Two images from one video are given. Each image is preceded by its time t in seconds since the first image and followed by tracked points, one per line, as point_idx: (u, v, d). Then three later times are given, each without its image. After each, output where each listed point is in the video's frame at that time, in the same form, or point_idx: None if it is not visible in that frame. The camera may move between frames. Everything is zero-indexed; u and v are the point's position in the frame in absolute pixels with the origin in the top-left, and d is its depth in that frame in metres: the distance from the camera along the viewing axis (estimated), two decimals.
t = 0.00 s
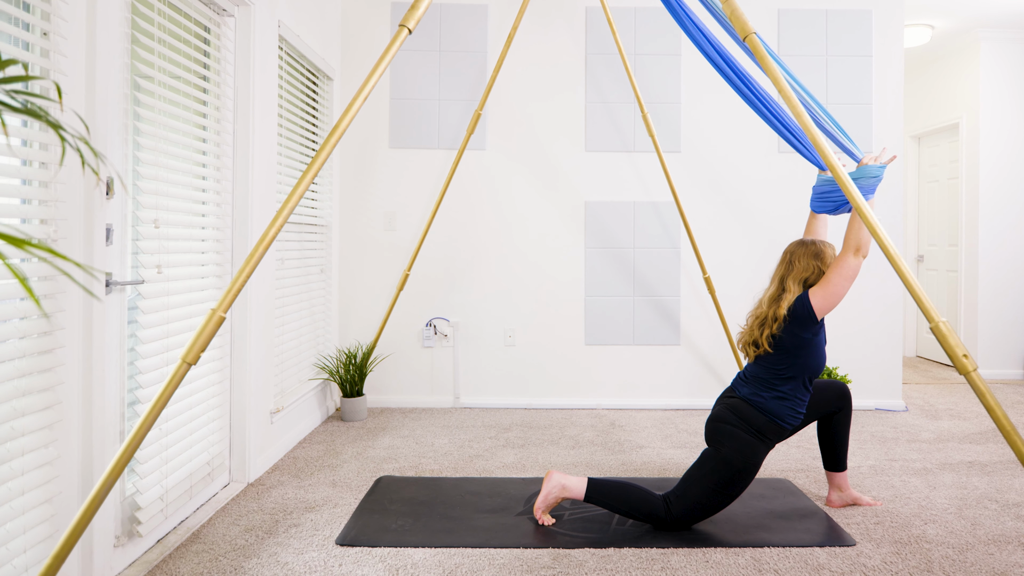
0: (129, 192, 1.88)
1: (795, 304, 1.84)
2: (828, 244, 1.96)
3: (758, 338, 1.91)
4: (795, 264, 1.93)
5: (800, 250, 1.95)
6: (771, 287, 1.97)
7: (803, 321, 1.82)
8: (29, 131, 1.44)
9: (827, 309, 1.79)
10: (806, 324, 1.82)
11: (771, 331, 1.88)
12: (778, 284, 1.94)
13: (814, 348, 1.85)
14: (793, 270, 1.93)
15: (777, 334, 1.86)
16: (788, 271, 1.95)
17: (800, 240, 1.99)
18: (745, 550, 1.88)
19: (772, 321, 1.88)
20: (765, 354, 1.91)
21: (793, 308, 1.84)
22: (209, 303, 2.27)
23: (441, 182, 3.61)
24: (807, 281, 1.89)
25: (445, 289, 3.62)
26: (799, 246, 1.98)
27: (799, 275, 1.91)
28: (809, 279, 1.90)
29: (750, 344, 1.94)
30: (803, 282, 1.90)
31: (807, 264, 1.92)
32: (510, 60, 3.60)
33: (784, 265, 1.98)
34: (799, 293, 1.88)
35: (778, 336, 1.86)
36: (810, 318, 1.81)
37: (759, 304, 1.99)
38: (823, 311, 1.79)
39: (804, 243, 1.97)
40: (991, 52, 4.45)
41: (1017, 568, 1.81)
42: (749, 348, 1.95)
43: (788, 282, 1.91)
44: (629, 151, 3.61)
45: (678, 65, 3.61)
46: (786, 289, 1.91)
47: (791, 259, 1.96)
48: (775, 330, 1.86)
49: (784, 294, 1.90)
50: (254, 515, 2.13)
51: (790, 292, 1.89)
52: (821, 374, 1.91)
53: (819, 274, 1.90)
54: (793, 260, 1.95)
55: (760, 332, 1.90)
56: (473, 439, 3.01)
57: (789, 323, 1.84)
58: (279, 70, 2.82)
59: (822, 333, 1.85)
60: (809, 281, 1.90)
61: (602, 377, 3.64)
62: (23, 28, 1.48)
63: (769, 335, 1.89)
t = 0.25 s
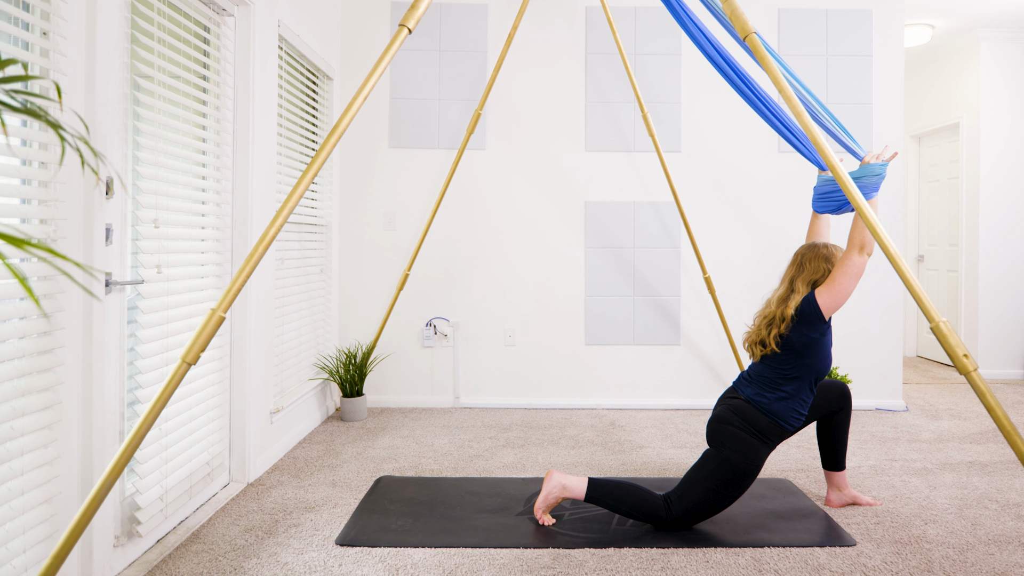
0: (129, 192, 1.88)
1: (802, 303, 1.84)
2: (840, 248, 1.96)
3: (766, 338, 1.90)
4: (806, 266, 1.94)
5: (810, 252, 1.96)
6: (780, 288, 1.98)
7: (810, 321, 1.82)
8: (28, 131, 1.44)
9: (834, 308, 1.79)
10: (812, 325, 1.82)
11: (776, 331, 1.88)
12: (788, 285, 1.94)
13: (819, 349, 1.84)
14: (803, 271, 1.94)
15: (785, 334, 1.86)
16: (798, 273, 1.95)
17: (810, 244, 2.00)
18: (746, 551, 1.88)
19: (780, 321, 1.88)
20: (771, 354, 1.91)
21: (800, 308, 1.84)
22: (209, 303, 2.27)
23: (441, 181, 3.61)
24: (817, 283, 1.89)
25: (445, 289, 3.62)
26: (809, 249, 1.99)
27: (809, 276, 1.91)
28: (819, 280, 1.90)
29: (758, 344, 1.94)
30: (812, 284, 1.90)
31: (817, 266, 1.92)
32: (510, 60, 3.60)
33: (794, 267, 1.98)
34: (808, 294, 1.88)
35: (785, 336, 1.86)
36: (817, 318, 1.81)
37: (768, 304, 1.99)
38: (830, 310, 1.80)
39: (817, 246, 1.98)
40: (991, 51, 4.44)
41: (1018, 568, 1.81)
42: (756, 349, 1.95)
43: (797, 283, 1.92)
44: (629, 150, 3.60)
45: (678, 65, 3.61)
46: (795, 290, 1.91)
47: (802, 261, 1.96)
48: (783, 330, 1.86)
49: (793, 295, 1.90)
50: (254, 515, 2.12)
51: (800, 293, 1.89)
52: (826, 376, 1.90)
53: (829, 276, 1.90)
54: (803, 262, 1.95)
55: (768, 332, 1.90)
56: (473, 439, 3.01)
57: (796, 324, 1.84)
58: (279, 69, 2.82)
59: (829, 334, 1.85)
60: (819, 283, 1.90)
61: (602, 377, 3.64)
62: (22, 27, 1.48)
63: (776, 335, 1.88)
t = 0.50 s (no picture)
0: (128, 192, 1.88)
1: (808, 303, 1.84)
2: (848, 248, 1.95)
3: (772, 338, 1.90)
4: (813, 266, 1.93)
5: (817, 252, 1.96)
6: (787, 288, 1.97)
7: (816, 321, 1.82)
8: (28, 131, 1.44)
9: (839, 308, 1.79)
10: (817, 325, 1.82)
11: (782, 332, 1.88)
12: (795, 285, 1.94)
13: (824, 351, 1.84)
14: (811, 271, 1.93)
15: (791, 334, 1.86)
16: (805, 273, 1.95)
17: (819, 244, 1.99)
18: (746, 551, 1.88)
19: (786, 321, 1.88)
20: (776, 354, 1.91)
21: (806, 309, 1.84)
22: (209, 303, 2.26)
23: (441, 181, 3.61)
24: (824, 282, 1.88)
25: (445, 289, 3.62)
26: (817, 249, 1.98)
27: (816, 275, 1.90)
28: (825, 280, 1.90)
29: (763, 343, 1.94)
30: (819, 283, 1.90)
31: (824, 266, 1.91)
32: (509, 60, 3.59)
33: (801, 267, 1.98)
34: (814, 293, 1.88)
35: (791, 336, 1.86)
36: (823, 319, 1.81)
37: (774, 304, 1.99)
38: (836, 310, 1.79)
39: (825, 246, 1.98)
40: (991, 51, 4.44)
41: (1018, 568, 1.80)
42: (761, 348, 1.95)
43: (804, 283, 1.91)
44: (629, 150, 3.60)
45: (678, 65, 3.61)
46: (802, 290, 1.91)
47: (809, 261, 1.96)
48: (790, 331, 1.86)
49: (799, 295, 1.90)
50: (254, 515, 2.12)
51: (806, 293, 1.89)
52: (830, 377, 1.90)
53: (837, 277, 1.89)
54: (810, 262, 1.95)
55: (774, 332, 1.90)
56: (473, 439, 3.01)
57: (802, 324, 1.84)
58: (279, 69, 2.82)
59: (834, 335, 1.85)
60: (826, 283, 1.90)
61: (602, 377, 3.64)
62: (21, 27, 1.47)
63: (782, 335, 1.88)
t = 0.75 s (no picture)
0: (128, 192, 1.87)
1: (813, 304, 1.83)
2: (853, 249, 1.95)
3: (778, 340, 1.91)
4: (818, 267, 1.93)
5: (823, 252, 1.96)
6: (792, 289, 1.97)
7: (821, 322, 1.81)
8: (27, 131, 1.43)
9: (844, 308, 1.79)
10: (823, 326, 1.81)
11: (788, 333, 1.87)
12: (800, 286, 1.94)
13: (829, 351, 1.84)
14: (816, 272, 1.93)
15: (797, 336, 1.86)
16: (810, 273, 1.95)
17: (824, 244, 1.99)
18: (746, 551, 1.87)
19: (792, 323, 1.88)
20: (782, 356, 1.91)
21: (810, 310, 1.84)
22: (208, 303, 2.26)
23: (441, 181, 3.61)
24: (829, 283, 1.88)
25: (445, 289, 3.61)
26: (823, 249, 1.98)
27: (821, 276, 1.90)
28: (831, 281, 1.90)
29: (769, 345, 1.94)
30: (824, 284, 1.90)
31: (829, 267, 1.91)
32: (509, 59, 3.59)
33: (806, 267, 1.98)
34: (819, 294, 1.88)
35: (798, 337, 1.86)
36: (828, 319, 1.81)
37: (780, 305, 1.99)
38: (841, 310, 1.79)
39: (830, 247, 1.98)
40: (992, 51, 4.44)
41: (1019, 568, 1.80)
42: (767, 350, 1.95)
43: (810, 284, 1.91)
44: (629, 150, 3.60)
45: (678, 65, 3.61)
46: (807, 291, 1.91)
47: (814, 262, 1.96)
48: (796, 332, 1.86)
49: (804, 296, 1.90)
50: (254, 515, 2.12)
51: (811, 294, 1.89)
52: (836, 376, 1.90)
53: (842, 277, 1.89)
54: (815, 262, 1.95)
55: (780, 333, 1.90)
56: (473, 439, 3.01)
57: (807, 325, 1.84)
58: (278, 69, 2.81)
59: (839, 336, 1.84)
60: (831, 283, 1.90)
61: (602, 377, 3.64)
62: (21, 26, 1.47)
63: (788, 337, 1.88)
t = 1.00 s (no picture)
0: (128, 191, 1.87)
1: (815, 303, 1.84)
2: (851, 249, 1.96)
3: (779, 340, 1.90)
4: (818, 266, 1.94)
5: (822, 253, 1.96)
6: (792, 289, 1.98)
7: (823, 321, 1.82)
8: (27, 131, 1.43)
9: (846, 307, 1.79)
10: (825, 326, 1.82)
11: (791, 334, 1.87)
12: (801, 286, 1.94)
13: (832, 351, 1.85)
14: (817, 272, 1.94)
15: (800, 335, 1.85)
16: (811, 273, 1.95)
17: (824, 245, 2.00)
18: (746, 551, 1.87)
19: (794, 322, 1.87)
20: (784, 356, 1.91)
21: (812, 309, 1.84)
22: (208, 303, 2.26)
23: (441, 181, 3.60)
24: (830, 283, 1.89)
25: (445, 289, 3.61)
26: (822, 250, 1.99)
27: (822, 276, 1.91)
28: (831, 280, 1.91)
29: (770, 345, 1.94)
30: (824, 284, 1.90)
31: (829, 266, 1.92)
32: (510, 59, 3.59)
33: (805, 267, 1.98)
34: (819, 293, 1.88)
35: (800, 337, 1.86)
36: (830, 318, 1.81)
37: (780, 305, 1.99)
38: (842, 309, 1.80)
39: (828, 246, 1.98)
40: (993, 51, 4.43)
41: (1019, 568, 1.80)
42: (769, 351, 1.95)
43: (810, 284, 1.92)
44: (629, 149, 3.60)
45: (678, 64, 3.60)
46: (807, 291, 1.91)
47: (813, 262, 1.96)
48: (798, 332, 1.85)
49: (806, 296, 1.90)
50: (254, 515, 2.12)
51: (812, 293, 1.89)
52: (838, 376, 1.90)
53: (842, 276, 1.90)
54: (815, 262, 1.96)
55: (781, 333, 1.90)
56: (473, 439, 3.00)
57: (810, 324, 1.84)
58: (278, 68, 2.81)
59: (841, 335, 1.85)
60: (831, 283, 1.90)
61: (602, 377, 3.64)
62: (20, 26, 1.47)
63: (791, 337, 1.88)
